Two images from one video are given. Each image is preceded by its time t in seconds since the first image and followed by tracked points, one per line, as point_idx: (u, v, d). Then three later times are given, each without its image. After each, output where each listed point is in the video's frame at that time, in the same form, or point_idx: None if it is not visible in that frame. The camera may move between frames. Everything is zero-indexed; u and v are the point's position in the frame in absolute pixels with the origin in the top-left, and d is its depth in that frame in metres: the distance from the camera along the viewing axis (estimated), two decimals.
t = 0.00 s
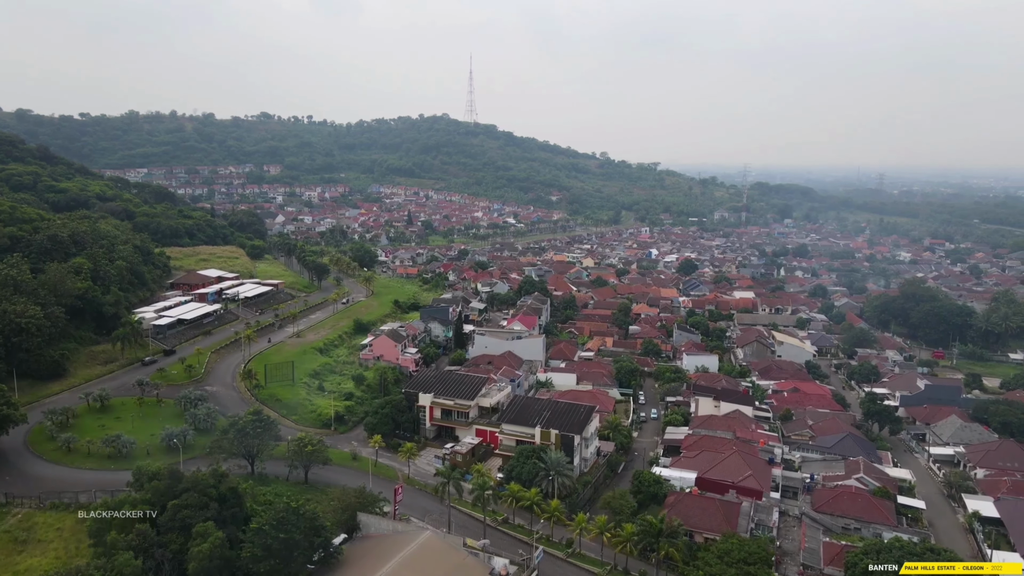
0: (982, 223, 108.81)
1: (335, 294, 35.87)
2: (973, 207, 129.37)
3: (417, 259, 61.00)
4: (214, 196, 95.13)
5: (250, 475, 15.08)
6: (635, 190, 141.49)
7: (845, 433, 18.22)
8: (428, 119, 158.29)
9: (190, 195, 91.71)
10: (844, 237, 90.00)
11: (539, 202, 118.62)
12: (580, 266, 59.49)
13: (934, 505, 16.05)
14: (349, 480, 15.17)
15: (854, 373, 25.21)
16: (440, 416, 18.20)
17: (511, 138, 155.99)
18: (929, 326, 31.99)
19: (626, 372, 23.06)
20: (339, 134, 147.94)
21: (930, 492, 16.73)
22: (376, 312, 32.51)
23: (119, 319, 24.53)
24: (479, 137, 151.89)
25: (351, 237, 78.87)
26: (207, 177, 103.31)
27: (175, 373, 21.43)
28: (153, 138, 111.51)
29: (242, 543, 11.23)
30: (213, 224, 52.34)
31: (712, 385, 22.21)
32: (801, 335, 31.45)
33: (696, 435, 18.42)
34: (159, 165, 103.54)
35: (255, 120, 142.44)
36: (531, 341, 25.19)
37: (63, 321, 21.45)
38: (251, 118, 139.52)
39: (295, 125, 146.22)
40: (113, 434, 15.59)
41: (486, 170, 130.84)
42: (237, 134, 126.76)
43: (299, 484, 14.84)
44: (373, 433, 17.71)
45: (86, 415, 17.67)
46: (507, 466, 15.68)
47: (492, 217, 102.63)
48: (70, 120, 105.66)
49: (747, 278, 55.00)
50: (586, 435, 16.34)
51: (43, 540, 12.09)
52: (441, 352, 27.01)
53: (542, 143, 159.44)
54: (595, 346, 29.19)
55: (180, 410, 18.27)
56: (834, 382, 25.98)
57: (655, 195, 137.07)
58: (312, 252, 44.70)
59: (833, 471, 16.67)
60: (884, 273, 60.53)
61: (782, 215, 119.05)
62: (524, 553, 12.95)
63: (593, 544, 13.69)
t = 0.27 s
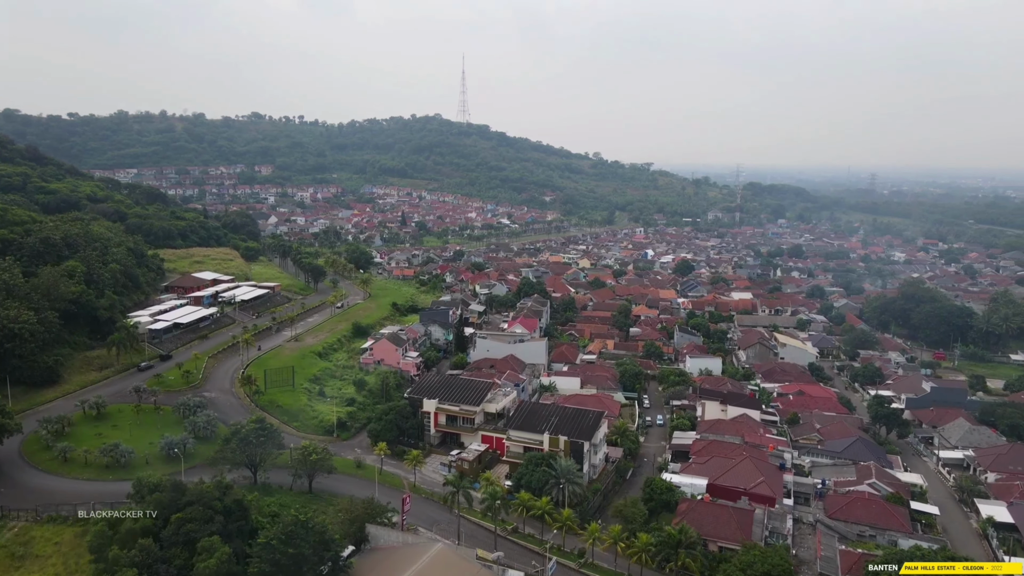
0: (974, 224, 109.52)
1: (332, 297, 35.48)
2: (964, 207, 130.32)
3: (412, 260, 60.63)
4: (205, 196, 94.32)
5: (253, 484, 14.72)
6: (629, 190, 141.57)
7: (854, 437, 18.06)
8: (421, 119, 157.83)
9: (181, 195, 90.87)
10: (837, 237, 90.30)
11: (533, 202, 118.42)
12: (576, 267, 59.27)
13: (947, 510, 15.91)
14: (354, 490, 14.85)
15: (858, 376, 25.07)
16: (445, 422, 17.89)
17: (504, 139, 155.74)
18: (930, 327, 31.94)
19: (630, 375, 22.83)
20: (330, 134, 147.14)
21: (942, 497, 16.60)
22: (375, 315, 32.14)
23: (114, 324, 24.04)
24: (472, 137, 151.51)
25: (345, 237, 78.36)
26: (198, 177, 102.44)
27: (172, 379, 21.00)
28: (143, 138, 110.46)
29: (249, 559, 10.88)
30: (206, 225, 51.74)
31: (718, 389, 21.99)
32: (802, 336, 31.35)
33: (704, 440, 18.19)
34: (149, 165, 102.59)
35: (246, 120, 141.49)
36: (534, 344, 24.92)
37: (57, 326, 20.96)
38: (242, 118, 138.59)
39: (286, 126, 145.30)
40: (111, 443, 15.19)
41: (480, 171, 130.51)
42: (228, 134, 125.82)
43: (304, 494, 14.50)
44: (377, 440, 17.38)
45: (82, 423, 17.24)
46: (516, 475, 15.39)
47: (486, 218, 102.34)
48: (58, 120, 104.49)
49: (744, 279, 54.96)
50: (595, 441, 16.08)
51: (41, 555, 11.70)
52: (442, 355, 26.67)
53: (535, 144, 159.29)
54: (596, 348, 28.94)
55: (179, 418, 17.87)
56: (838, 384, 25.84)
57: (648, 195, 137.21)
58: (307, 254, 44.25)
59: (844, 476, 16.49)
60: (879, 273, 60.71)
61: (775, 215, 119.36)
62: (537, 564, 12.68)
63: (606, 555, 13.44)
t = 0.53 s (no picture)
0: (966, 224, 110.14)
1: (329, 299, 35.05)
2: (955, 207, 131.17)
3: (408, 261, 60.22)
4: (196, 197, 93.45)
5: (256, 494, 14.38)
6: (622, 191, 141.50)
7: (864, 441, 17.89)
8: (413, 119, 157.23)
9: (172, 196, 90.00)
10: (831, 237, 90.52)
11: (527, 203, 118.15)
12: (573, 268, 59.04)
13: (960, 516, 15.77)
14: (360, 500, 14.52)
15: (862, 378, 24.94)
16: (450, 429, 17.56)
17: (497, 139, 155.37)
18: (931, 328, 31.87)
19: (635, 379, 22.59)
20: (322, 134, 146.26)
21: (953, 502, 16.47)
22: (373, 318, 31.73)
23: (108, 328, 23.55)
24: (465, 137, 151.03)
25: (339, 238, 77.79)
26: (189, 178, 101.51)
27: (170, 385, 20.57)
28: (133, 139, 109.38)
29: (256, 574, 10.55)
30: (198, 226, 51.14)
31: (723, 392, 21.78)
32: (803, 338, 31.21)
33: (713, 445, 17.95)
34: (139, 166, 101.53)
35: (237, 120, 140.44)
36: (536, 348, 24.63)
37: (50, 331, 20.47)
38: (233, 119, 137.54)
39: (278, 126, 144.30)
40: (108, 453, 14.79)
41: (473, 171, 130.10)
42: (219, 134, 124.81)
43: (308, 504, 14.16)
44: (381, 448, 17.05)
45: (78, 432, 16.82)
46: (525, 483, 15.11)
47: (480, 219, 101.98)
48: (46, 120, 103.27)
49: (741, 280, 54.88)
50: (605, 448, 15.83)
51: (38, 571, 11.31)
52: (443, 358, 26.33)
53: (528, 144, 159.03)
54: (598, 351, 28.69)
55: (178, 426, 17.49)
56: (842, 386, 25.70)
57: (641, 195, 137.26)
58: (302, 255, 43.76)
59: (855, 481, 16.30)
60: (874, 274, 60.82)
61: (768, 215, 119.60)
62: None
63: (619, 565, 13.21)
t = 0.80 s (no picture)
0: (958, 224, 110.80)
1: (326, 302, 34.60)
2: (946, 207, 131.94)
3: (404, 263, 59.81)
4: (187, 198, 92.60)
5: (260, 504, 13.99)
6: (616, 191, 141.51)
7: (874, 445, 17.70)
8: (406, 119, 156.65)
9: (162, 197, 89.08)
10: (825, 237, 90.80)
11: (520, 203, 117.89)
12: (569, 270, 58.80)
13: (972, 521, 15.64)
14: (367, 512, 14.18)
15: (867, 380, 24.80)
16: (455, 435, 17.24)
17: (490, 139, 154.98)
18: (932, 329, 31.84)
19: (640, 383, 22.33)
20: (314, 135, 145.35)
21: (965, 506, 16.33)
22: (371, 321, 31.33)
23: (102, 334, 23.06)
24: (458, 137, 150.51)
25: (332, 239, 77.23)
26: (179, 179, 100.59)
27: (167, 391, 20.14)
28: (122, 139, 108.26)
29: None
30: (191, 228, 50.53)
31: (729, 396, 21.55)
32: (805, 340, 31.07)
33: (721, 451, 17.70)
34: (129, 166, 100.51)
35: (228, 120, 139.39)
36: (539, 351, 24.33)
37: (43, 337, 19.99)
38: (224, 119, 136.50)
39: (269, 126, 143.28)
40: (107, 463, 14.38)
41: (466, 171, 129.65)
42: (209, 134, 123.79)
43: (313, 515, 13.79)
44: (385, 455, 16.70)
45: (73, 441, 16.38)
46: (535, 491, 14.82)
47: (474, 219, 101.58)
48: (34, 120, 102.09)
49: (738, 281, 54.81)
50: (615, 455, 15.55)
51: None
52: (443, 362, 25.98)
53: (521, 145, 158.78)
54: (599, 354, 28.42)
55: (177, 434, 17.10)
56: (845, 389, 25.57)
57: (635, 196, 137.23)
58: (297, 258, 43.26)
59: (868, 487, 16.11)
60: (870, 274, 60.92)
61: (762, 215, 119.81)
62: None
63: None
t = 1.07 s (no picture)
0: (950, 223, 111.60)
1: (323, 305, 34.16)
2: (937, 208, 132.75)
3: (399, 264, 59.40)
4: (178, 199, 91.71)
5: (264, 516, 13.64)
6: (609, 191, 141.55)
7: (884, 450, 17.53)
8: (398, 120, 156.07)
9: (153, 198, 88.18)
10: (819, 238, 91.14)
11: (514, 204, 117.64)
12: (565, 271, 58.57)
13: (986, 527, 15.49)
14: (373, 524, 13.85)
15: (871, 383, 24.67)
16: (461, 442, 16.92)
17: (483, 139, 154.68)
18: (933, 330, 31.83)
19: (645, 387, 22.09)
20: (306, 135, 144.47)
21: (978, 512, 16.17)
22: (370, 325, 30.94)
23: (97, 339, 22.58)
24: (450, 138, 150.04)
25: (326, 241, 76.68)
26: (170, 179, 99.62)
27: (164, 398, 19.72)
28: (111, 139, 107.15)
29: None
30: (184, 229, 49.93)
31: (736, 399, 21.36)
32: (806, 341, 30.97)
33: (731, 456, 17.48)
34: (118, 167, 99.44)
35: (218, 120, 138.29)
36: (542, 355, 24.05)
37: (36, 343, 19.51)
38: (214, 119, 135.39)
39: (260, 126, 142.29)
40: (105, 474, 13.98)
41: (460, 172, 129.24)
42: (199, 135, 122.75)
43: (319, 527, 13.45)
44: (390, 463, 16.35)
45: (69, 451, 15.95)
46: (545, 500, 14.52)
47: (468, 220, 101.20)
48: (21, 120, 100.81)
49: (734, 282, 54.79)
50: (625, 462, 15.28)
51: None
52: (444, 366, 25.64)
53: (514, 145, 158.56)
54: (601, 357, 28.17)
55: (176, 442, 16.71)
56: (849, 391, 25.44)
57: (628, 196, 137.31)
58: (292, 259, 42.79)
59: (880, 493, 15.91)
60: (865, 275, 61.04)
61: (755, 215, 120.08)
62: None
63: None
